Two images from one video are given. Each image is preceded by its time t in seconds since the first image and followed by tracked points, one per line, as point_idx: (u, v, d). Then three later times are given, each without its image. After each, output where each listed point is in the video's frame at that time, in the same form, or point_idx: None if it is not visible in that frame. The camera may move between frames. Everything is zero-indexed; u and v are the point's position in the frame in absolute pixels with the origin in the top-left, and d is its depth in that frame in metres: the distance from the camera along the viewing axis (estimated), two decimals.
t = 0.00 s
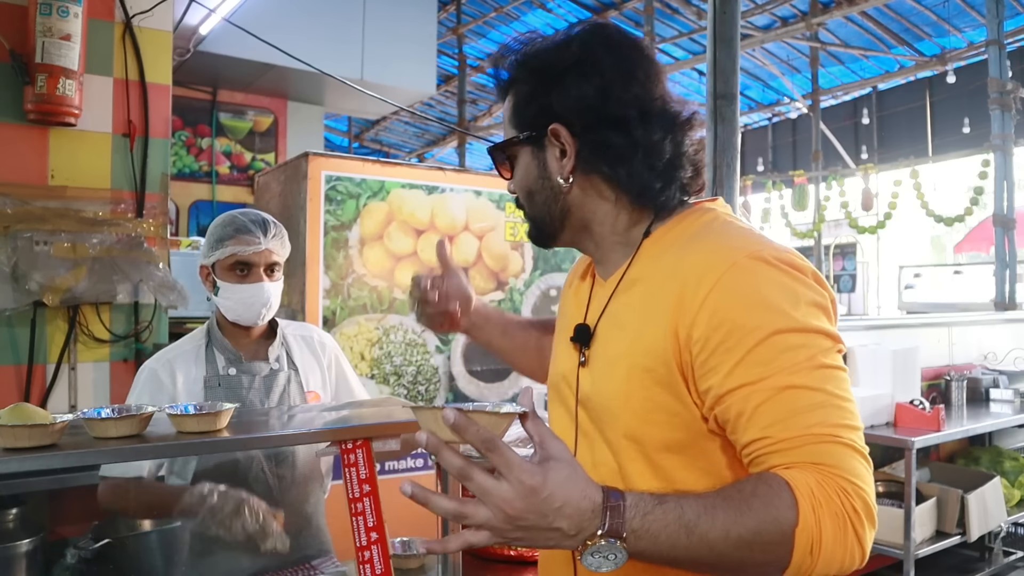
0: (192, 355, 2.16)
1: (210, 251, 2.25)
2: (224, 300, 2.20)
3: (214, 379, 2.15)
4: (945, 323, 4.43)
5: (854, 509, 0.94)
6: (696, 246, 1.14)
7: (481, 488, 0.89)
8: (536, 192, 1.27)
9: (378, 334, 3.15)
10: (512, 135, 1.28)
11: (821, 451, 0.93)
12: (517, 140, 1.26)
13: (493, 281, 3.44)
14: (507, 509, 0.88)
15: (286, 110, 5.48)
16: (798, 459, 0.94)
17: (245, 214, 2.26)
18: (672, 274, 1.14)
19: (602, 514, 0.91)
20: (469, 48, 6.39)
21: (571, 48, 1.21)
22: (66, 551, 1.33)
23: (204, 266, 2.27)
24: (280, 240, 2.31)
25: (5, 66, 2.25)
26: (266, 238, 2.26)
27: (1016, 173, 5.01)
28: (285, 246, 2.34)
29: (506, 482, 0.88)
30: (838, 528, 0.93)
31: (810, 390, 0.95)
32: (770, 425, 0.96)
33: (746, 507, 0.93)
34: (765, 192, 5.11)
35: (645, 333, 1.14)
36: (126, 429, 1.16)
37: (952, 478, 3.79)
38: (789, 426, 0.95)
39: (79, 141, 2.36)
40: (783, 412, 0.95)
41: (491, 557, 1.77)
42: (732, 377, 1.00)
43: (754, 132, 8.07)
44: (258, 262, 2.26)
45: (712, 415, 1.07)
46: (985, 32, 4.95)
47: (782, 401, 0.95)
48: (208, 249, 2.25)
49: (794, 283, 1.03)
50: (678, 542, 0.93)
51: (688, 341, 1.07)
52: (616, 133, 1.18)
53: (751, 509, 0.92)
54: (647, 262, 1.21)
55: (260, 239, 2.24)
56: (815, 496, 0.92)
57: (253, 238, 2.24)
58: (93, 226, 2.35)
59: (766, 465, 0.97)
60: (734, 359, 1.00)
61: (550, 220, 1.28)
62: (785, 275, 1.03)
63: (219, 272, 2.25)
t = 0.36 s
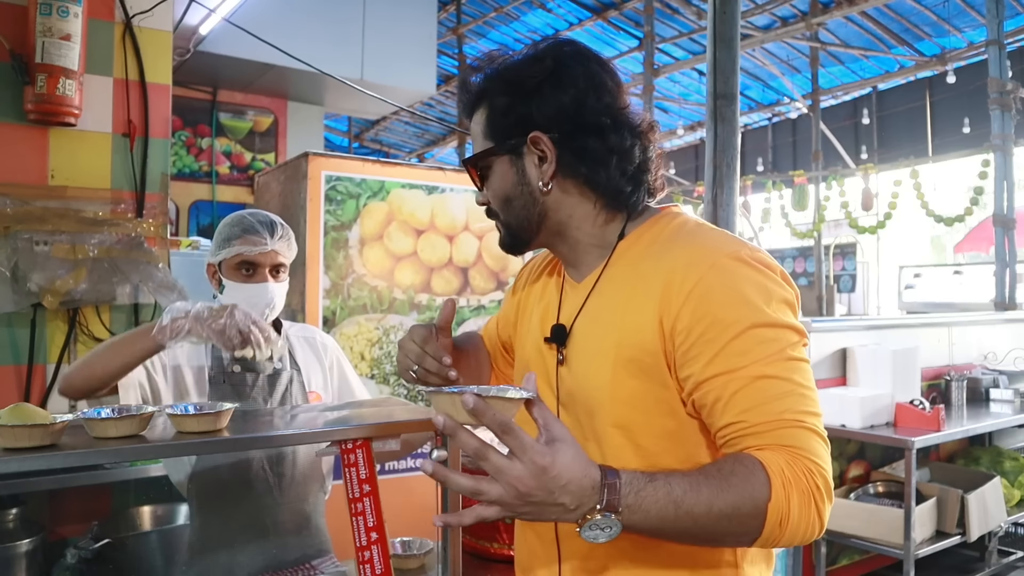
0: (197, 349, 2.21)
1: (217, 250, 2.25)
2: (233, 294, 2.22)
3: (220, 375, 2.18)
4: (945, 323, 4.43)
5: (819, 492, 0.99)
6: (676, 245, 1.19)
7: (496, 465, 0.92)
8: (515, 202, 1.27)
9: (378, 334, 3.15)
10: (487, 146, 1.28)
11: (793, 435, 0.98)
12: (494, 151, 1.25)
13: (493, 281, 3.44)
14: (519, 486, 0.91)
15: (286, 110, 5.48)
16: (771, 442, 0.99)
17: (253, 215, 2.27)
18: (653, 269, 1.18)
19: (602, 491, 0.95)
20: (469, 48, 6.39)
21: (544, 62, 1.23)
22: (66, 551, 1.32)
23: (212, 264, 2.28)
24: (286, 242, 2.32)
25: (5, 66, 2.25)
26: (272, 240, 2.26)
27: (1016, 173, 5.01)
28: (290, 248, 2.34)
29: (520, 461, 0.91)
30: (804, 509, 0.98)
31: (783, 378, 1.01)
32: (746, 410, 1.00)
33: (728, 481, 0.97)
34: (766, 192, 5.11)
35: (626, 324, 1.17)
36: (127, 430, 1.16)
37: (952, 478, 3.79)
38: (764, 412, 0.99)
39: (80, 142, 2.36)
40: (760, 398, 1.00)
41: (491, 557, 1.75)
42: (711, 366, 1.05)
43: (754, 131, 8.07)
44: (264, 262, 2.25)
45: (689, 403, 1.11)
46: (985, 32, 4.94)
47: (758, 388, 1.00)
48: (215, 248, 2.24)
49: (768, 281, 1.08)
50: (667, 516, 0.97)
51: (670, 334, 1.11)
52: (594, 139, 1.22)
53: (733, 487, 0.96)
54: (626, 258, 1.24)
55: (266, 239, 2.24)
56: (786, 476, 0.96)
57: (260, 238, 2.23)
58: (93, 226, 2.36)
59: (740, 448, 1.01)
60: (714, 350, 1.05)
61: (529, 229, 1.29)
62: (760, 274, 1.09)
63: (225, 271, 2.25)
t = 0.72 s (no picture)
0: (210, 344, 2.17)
1: (223, 247, 2.25)
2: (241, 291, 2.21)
3: (230, 373, 2.15)
4: (945, 323, 4.43)
5: (776, 523, 1.00)
6: (715, 250, 1.16)
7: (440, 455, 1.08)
8: (575, 184, 1.23)
9: (377, 334, 3.15)
10: (555, 123, 1.23)
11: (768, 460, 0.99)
12: (566, 130, 1.21)
13: (493, 282, 3.44)
14: (454, 476, 1.06)
15: (286, 110, 5.48)
16: (743, 462, 1.00)
17: (260, 212, 2.27)
18: (687, 272, 1.16)
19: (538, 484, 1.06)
20: (469, 48, 6.39)
21: (633, 51, 1.21)
22: (66, 551, 1.31)
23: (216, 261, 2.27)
24: (291, 240, 2.33)
25: (5, 66, 2.25)
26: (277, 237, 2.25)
27: (1016, 173, 5.01)
28: (295, 246, 2.36)
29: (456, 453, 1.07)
30: (749, 533, 1.00)
31: (781, 401, 1.01)
32: (732, 421, 1.02)
33: (669, 495, 1.03)
34: (766, 192, 5.11)
35: (654, 322, 1.15)
36: (126, 430, 1.16)
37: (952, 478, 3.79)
38: (749, 429, 1.01)
39: (80, 142, 2.36)
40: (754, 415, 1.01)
41: (491, 557, 1.73)
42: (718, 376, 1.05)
43: (754, 132, 8.07)
44: (269, 259, 2.25)
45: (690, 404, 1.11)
46: (985, 32, 4.94)
47: (754, 406, 1.01)
48: (221, 245, 2.24)
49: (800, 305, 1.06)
50: (602, 514, 1.04)
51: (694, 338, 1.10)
52: (671, 136, 1.23)
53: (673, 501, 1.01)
54: (665, 255, 1.21)
55: (273, 236, 2.25)
56: (740, 497, 0.99)
57: (266, 234, 2.24)
58: (93, 226, 2.35)
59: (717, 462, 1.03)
60: (728, 359, 1.04)
61: (581, 215, 1.24)
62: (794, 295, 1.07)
63: (231, 268, 2.24)
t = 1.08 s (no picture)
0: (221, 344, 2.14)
1: (229, 244, 2.23)
2: (241, 289, 2.19)
3: (239, 376, 2.15)
4: (945, 323, 4.43)
5: (630, 493, 1.03)
6: (700, 241, 1.18)
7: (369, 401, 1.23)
8: (670, 155, 1.21)
9: (377, 334, 3.15)
10: (649, 93, 1.20)
11: (645, 430, 1.03)
12: (668, 101, 1.20)
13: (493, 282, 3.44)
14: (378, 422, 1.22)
15: (286, 110, 5.48)
16: (625, 427, 1.04)
17: (267, 210, 2.28)
18: (668, 258, 1.19)
19: (442, 427, 1.20)
20: (469, 48, 6.40)
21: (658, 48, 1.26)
22: (66, 551, 1.32)
23: (222, 259, 2.26)
24: (298, 237, 2.35)
25: (5, 66, 2.25)
26: (286, 233, 2.27)
27: (1016, 173, 5.00)
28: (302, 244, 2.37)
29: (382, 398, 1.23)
30: (599, 494, 1.05)
31: (683, 379, 1.03)
32: (636, 382, 1.07)
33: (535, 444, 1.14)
34: (766, 192, 5.11)
35: (634, 300, 1.21)
36: (127, 429, 1.16)
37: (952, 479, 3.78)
38: (643, 397, 1.05)
39: (80, 141, 2.36)
40: (654, 384, 1.04)
41: (491, 557, 1.72)
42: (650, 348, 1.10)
43: (754, 131, 8.06)
44: (278, 256, 2.24)
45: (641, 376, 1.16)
46: (985, 32, 4.94)
47: (654, 376, 1.05)
48: (227, 242, 2.23)
49: (745, 298, 1.06)
50: (484, 456, 1.16)
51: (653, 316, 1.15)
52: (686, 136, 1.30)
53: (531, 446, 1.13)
54: (663, 243, 1.24)
55: (282, 234, 2.27)
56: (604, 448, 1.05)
57: (275, 232, 2.25)
58: (93, 226, 2.35)
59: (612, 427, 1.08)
60: (663, 333, 1.09)
61: (669, 189, 1.22)
62: (746, 290, 1.07)
63: (238, 266, 2.23)
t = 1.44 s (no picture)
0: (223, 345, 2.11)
1: (229, 246, 2.23)
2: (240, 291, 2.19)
3: (239, 375, 2.14)
4: (945, 323, 4.43)
5: (640, 479, 1.04)
6: (662, 237, 1.20)
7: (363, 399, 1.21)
8: (618, 170, 1.22)
9: (377, 334, 3.15)
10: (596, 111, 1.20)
11: (644, 419, 1.03)
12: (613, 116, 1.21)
13: (493, 282, 3.44)
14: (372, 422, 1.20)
15: (286, 110, 5.48)
16: (623, 419, 1.05)
17: (267, 210, 2.28)
18: (632, 254, 1.21)
19: (441, 427, 1.17)
20: (469, 48, 6.39)
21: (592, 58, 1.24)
22: (66, 551, 1.31)
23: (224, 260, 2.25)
24: (299, 238, 2.35)
25: (5, 65, 2.25)
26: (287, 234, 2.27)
27: (1016, 173, 5.00)
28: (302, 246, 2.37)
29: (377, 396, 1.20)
30: (610, 483, 1.05)
31: (673, 367, 1.04)
32: (625, 376, 1.07)
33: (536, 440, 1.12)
34: (766, 192, 5.11)
35: (599, 297, 1.21)
36: (127, 429, 1.16)
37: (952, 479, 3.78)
38: (636, 387, 1.05)
39: (80, 141, 2.36)
40: (645, 376, 1.05)
41: (491, 557, 1.71)
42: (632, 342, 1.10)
43: (754, 131, 8.06)
44: (280, 256, 2.24)
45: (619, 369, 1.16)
46: (985, 32, 4.94)
47: (643, 368, 1.06)
48: (228, 243, 2.22)
49: (714, 285, 1.10)
50: (487, 455, 1.14)
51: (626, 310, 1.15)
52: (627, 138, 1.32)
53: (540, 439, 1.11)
54: (617, 240, 1.25)
55: (282, 234, 2.27)
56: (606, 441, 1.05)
57: (276, 232, 2.26)
58: (94, 226, 2.35)
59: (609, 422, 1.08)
60: (641, 327, 1.10)
61: (619, 200, 1.24)
62: (713, 278, 1.10)
63: (239, 266, 2.22)
